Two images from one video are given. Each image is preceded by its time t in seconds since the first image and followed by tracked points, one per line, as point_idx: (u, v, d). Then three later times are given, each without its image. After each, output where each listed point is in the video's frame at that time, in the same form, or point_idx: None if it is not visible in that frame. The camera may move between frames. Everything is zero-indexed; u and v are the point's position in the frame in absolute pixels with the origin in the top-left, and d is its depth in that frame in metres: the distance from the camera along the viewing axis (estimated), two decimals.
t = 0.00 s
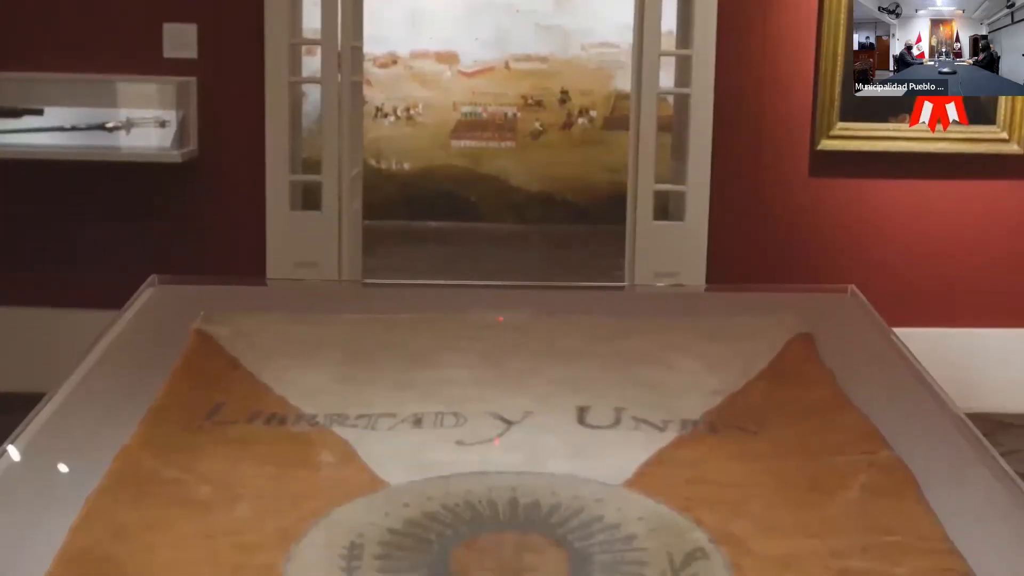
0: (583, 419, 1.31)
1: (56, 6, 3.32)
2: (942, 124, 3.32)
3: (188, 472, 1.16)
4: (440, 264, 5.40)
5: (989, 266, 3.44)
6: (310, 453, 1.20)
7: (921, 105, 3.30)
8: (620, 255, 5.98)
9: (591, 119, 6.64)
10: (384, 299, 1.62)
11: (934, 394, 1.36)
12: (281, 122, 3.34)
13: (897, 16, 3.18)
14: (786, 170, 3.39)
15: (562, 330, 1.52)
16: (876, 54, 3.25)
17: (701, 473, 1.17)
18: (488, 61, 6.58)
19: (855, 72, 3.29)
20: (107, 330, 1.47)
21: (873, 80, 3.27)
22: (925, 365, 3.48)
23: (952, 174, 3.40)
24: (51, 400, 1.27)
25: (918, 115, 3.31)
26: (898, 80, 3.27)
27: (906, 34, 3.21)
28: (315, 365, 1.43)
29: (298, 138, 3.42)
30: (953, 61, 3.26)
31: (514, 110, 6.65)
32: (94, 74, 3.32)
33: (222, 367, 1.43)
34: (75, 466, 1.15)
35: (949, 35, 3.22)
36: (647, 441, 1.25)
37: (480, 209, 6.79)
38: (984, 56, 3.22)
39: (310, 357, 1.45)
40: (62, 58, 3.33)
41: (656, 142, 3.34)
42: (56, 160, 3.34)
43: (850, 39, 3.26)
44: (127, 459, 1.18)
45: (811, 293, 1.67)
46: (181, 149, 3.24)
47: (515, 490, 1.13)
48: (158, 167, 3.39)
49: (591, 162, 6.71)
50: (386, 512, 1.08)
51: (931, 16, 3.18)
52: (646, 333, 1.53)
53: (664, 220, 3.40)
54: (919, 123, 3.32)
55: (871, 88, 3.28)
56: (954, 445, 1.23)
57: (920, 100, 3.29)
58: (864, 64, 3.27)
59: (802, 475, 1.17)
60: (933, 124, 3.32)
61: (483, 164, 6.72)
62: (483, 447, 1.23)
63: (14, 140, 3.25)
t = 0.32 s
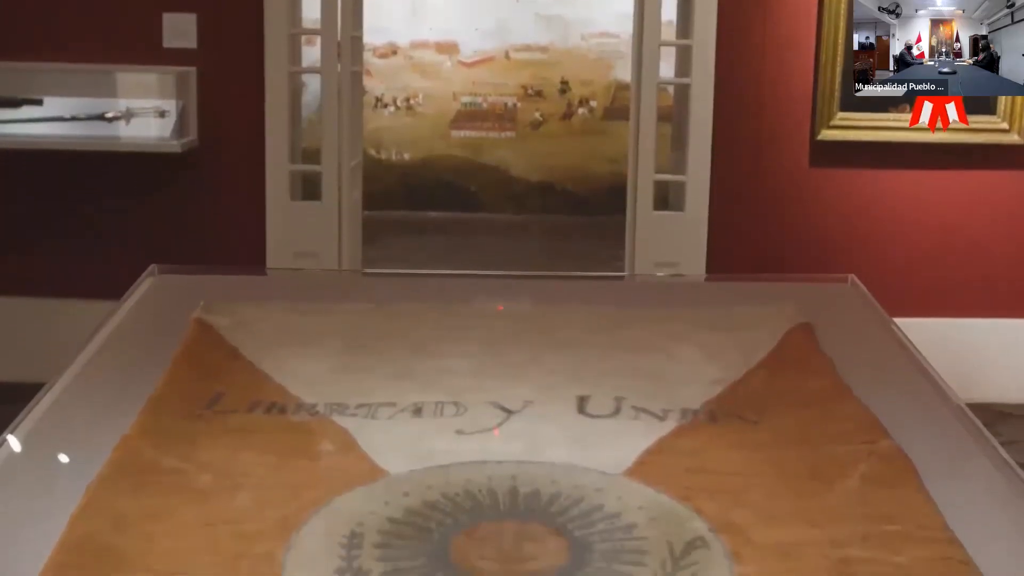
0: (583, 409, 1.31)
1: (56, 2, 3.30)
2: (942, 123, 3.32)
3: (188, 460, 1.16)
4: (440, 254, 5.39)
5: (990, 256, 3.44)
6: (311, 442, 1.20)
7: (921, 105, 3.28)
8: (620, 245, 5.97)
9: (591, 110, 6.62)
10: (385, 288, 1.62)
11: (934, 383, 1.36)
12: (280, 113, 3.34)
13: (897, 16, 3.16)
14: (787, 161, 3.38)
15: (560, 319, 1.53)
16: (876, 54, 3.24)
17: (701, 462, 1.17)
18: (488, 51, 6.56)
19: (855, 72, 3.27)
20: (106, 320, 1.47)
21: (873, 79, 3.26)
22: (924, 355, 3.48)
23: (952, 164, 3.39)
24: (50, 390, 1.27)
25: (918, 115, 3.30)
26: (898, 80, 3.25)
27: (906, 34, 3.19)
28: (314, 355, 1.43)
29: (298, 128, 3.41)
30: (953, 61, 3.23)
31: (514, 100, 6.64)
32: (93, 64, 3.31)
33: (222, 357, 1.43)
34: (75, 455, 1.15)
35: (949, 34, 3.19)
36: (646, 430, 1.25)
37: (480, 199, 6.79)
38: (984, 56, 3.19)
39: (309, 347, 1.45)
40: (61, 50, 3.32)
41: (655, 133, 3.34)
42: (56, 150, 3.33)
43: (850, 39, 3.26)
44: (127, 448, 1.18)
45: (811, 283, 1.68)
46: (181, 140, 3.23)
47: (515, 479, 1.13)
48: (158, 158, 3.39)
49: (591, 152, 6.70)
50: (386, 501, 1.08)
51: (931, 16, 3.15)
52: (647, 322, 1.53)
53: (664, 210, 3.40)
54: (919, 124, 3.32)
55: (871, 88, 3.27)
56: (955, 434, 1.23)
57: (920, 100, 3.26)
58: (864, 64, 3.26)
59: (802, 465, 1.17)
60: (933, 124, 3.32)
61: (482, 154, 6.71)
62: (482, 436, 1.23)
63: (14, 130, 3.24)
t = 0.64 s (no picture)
0: (583, 400, 1.31)
1: None
2: (942, 123, 3.31)
3: (188, 452, 1.16)
4: (440, 246, 5.37)
5: (990, 249, 3.44)
6: (311, 434, 1.20)
7: (921, 105, 3.29)
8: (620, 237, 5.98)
9: (591, 101, 6.62)
10: (387, 280, 1.62)
11: (934, 375, 1.36)
12: (280, 106, 3.32)
13: (897, 16, 3.17)
14: (787, 152, 3.37)
15: (560, 311, 1.53)
16: (876, 54, 3.24)
17: (702, 453, 1.17)
18: (488, 42, 6.53)
19: (855, 72, 3.27)
20: (105, 312, 1.47)
21: (872, 80, 3.26)
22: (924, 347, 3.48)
23: (953, 156, 3.39)
24: (50, 381, 1.27)
25: (918, 115, 3.30)
26: (898, 80, 3.25)
27: (906, 34, 3.20)
28: (315, 347, 1.44)
29: (298, 120, 3.41)
30: (953, 62, 3.25)
31: (514, 92, 6.63)
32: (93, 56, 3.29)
33: (222, 348, 1.43)
34: (75, 447, 1.15)
35: (949, 35, 3.20)
36: (647, 421, 1.25)
37: (480, 190, 6.79)
38: (984, 56, 3.21)
39: (309, 339, 1.45)
40: (61, 42, 3.31)
41: (655, 125, 3.33)
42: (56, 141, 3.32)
43: (850, 38, 3.25)
44: (128, 440, 1.18)
45: (812, 274, 1.68)
46: (181, 131, 3.22)
47: (515, 470, 1.13)
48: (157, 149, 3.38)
49: (591, 144, 6.69)
50: (386, 492, 1.08)
51: (931, 16, 3.15)
52: (646, 314, 1.54)
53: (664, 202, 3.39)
54: (920, 123, 3.31)
55: (871, 88, 3.27)
56: (955, 426, 1.23)
57: (920, 100, 3.27)
58: (864, 64, 3.25)
59: (802, 456, 1.17)
60: (933, 124, 3.31)
61: (483, 145, 6.73)
62: (482, 428, 1.23)
63: (14, 122, 3.22)
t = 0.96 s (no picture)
0: (583, 388, 1.31)
1: None
2: (942, 123, 3.30)
3: (187, 440, 1.16)
4: (440, 235, 5.35)
5: (991, 237, 3.43)
6: (311, 421, 1.21)
7: (921, 105, 3.29)
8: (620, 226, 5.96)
9: (591, 90, 6.59)
10: (389, 269, 1.64)
11: (934, 363, 1.36)
12: (280, 95, 3.31)
13: (897, 16, 3.11)
14: (787, 141, 3.37)
15: (560, 301, 1.54)
16: (876, 54, 3.22)
17: (702, 441, 1.17)
18: (488, 31, 6.51)
19: (855, 72, 3.27)
20: (105, 300, 1.47)
21: (873, 79, 3.26)
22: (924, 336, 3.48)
23: (955, 144, 3.38)
24: (49, 369, 1.27)
25: (918, 115, 3.30)
26: (898, 80, 3.25)
27: (906, 33, 3.15)
28: (314, 335, 1.44)
29: (298, 109, 3.40)
30: (953, 61, 3.21)
31: (514, 80, 6.61)
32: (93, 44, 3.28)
33: (223, 336, 1.43)
34: (76, 436, 1.15)
35: (949, 34, 3.16)
36: (647, 409, 1.25)
37: (480, 179, 6.77)
38: (984, 56, 3.15)
39: (309, 328, 1.46)
40: (60, 29, 3.30)
41: (656, 114, 3.31)
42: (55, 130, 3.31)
43: (850, 39, 3.24)
44: (128, 427, 1.18)
45: (811, 263, 1.70)
46: (180, 120, 3.21)
47: (515, 458, 1.13)
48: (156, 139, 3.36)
49: (591, 133, 6.67)
50: (386, 480, 1.08)
51: (931, 16, 3.10)
52: (646, 302, 1.55)
53: (664, 191, 3.38)
54: (919, 123, 3.32)
55: (871, 88, 3.27)
56: (956, 415, 1.23)
57: (920, 100, 3.27)
58: (864, 64, 3.25)
59: (802, 444, 1.17)
60: (933, 124, 3.32)
61: (483, 134, 6.69)
62: (482, 415, 1.23)
63: (13, 110, 3.21)
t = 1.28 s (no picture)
0: (583, 375, 1.31)
1: None
2: (942, 123, 3.33)
3: (187, 427, 1.16)
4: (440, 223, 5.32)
5: (992, 226, 3.42)
6: (311, 409, 1.20)
7: (921, 105, 3.30)
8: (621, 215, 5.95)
9: (591, 79, 6.54)
10: (390, 257, 1.65)
11: (935, 352, 1.36)
12: (280, 85, 3.30)
13: (897, 16, 3.12)
14: (788, 129, 3.36)
15: (560, 291, 1.54)
16: (876, 54, 3.22)
17: (702, 429, 1.17)
18: (488, 19, 6.49)
19: (855, 72, 3.27)
20: (105, 288, 1.47)
21: (873, 79, 3.26)
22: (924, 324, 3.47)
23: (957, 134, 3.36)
24: (49, 358, 1.27)
25: (918, 115, 3.33)
26: (898, 80, 3.26)
27: (906, 33, 3.17)
28: (314, 323, 1.44)
29: (298, 97, 3.39)
30: (953, 62, 3.24)
31: (514, 69, 6.57)
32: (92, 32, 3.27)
33: (223, 324, 1.43)
34: (76, 424, 1.15)
35: (949, 34, 3.18)
36: (646, 396, 1.25)
37: (481, 169, 6.75)
38: (984, 56, 3.18)
39: (309, 315, 1.46)
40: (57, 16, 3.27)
41: (655, 103, 3.32)
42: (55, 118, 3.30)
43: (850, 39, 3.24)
44: (128, 415, 1.18)
45: (812, 251, 1.70)
46: (180, 108, 3.21)
47: (515, 446, 1.13)
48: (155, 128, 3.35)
49: (591, 122, 6.65)
50: (386, 468, 1.08)
51: (931, 16, 3.11)
52: (645, 290, 1.55)
53: (664, 180, 3.38)
54: (919, 123, 3.34)
55: (871, 88, 3.27)
56: (956, 403, 1.23)
57: (920, 100, 3.28)
58: (864, 64, 3.24)
59: (802, 432, 1.17)
60: (933, 124, 3.34)
61: (483, 122, 6.68)
62: (482, 403, 1.23)
63: (14, 98, 3.21)
